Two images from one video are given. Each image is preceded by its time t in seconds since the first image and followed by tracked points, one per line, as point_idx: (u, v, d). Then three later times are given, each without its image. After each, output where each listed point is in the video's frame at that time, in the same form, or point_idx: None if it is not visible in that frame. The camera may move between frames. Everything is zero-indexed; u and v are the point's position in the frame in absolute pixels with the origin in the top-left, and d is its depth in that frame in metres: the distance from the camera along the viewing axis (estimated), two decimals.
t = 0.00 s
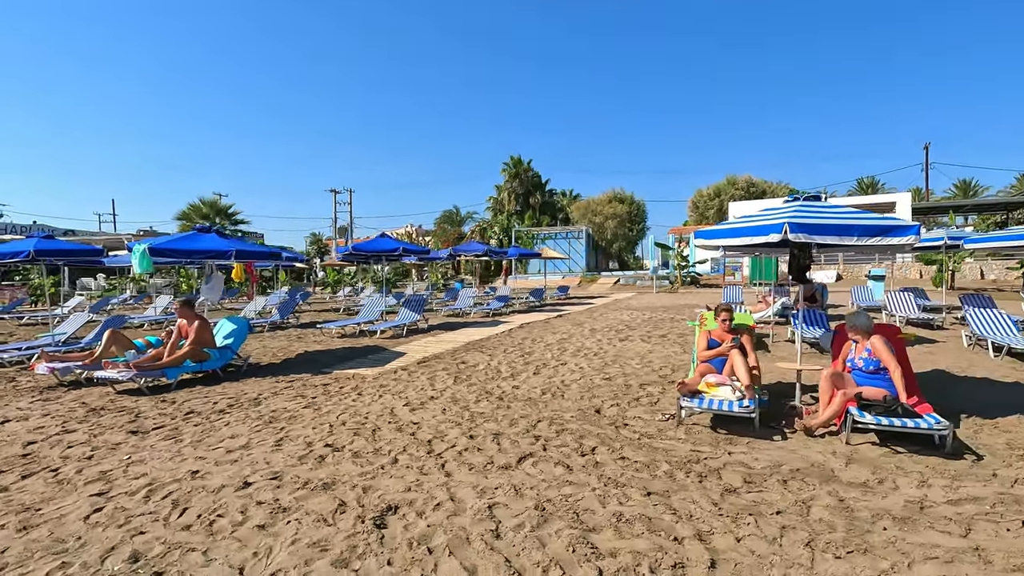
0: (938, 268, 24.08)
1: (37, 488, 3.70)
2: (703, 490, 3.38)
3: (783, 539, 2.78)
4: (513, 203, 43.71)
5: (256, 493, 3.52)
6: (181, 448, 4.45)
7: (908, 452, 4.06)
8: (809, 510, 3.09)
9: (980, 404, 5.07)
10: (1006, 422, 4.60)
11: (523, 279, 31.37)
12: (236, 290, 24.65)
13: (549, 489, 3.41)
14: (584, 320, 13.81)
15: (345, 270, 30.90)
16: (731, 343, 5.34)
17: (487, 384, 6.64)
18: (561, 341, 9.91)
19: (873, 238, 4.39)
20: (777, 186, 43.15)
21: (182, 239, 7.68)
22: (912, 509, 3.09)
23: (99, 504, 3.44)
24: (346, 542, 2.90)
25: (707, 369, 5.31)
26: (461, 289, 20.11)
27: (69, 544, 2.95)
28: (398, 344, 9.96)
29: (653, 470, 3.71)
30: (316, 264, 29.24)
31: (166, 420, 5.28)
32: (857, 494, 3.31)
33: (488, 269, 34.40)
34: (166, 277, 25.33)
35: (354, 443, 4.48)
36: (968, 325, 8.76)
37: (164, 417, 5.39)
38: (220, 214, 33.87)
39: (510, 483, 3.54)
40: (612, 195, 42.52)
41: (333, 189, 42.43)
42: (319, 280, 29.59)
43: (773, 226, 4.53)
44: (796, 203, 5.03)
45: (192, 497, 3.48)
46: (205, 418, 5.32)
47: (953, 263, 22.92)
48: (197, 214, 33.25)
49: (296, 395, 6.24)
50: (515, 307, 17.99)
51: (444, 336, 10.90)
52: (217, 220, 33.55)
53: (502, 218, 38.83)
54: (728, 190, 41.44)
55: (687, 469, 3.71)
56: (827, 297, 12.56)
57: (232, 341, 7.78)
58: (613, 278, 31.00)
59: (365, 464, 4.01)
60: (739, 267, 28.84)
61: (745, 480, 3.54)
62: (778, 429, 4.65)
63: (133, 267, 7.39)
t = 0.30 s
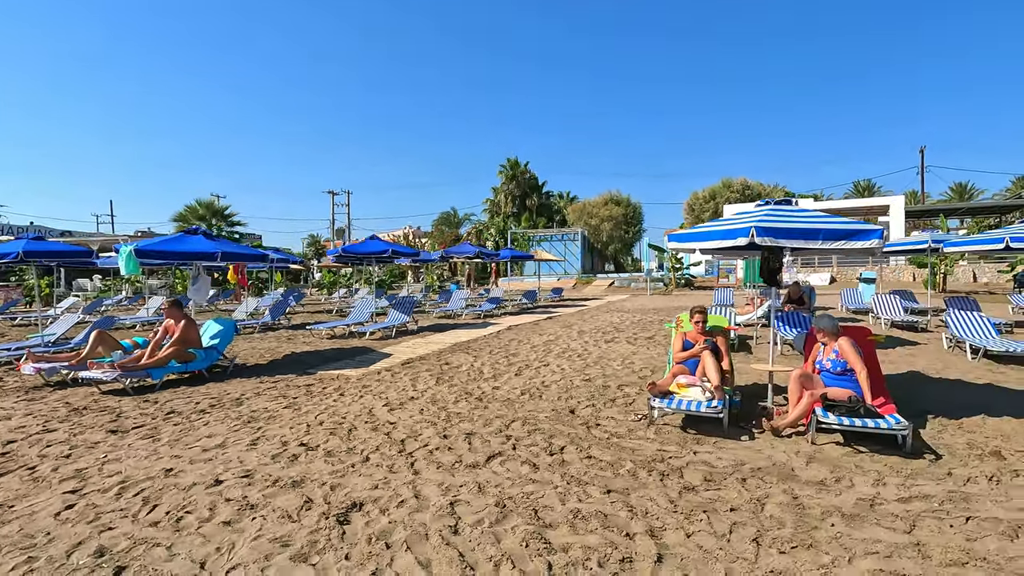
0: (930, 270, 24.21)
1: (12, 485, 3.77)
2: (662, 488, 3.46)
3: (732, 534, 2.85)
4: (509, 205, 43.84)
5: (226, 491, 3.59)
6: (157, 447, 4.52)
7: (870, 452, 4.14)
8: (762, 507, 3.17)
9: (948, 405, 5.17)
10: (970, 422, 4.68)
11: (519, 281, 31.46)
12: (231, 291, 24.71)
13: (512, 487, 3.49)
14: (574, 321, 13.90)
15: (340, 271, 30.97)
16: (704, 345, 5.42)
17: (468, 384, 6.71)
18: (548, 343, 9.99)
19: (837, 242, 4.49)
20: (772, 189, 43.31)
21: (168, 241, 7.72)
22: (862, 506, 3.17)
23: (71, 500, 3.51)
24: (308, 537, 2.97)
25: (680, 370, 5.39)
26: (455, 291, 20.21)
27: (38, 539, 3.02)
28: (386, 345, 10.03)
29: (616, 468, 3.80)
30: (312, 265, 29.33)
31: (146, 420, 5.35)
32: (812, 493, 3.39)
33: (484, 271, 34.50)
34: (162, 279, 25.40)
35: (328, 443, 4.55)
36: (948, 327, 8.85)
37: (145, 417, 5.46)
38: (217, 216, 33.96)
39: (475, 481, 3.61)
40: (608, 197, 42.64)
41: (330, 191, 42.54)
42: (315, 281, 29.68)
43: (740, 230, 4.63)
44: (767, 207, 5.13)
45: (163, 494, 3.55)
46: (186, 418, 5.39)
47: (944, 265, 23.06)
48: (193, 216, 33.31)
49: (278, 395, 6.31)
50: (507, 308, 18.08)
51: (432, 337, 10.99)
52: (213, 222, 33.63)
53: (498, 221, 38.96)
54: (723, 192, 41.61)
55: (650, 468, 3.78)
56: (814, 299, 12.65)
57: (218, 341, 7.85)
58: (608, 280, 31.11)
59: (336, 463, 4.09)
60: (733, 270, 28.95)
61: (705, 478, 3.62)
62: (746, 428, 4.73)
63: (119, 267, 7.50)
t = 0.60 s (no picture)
0: (926, 271, 24.20)
1: None
2: (618, 484, 3.48)
3: (677, 530, 2.88)
4: (508, 205, 43.89)
5: (186, 486, 3.62)
6: (127, 444, 4.55)
7: (832, 449, 4.16)
8: (713, 503, 3.19)
9: (919, 403, 5.18)
10: (936, 421, 4.70)
11: (516, 281, 31.49)
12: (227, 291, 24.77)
13: (469, 483, 3.52)
14: (564, 321, 13.94)
15: (338, 271, 31.03)
16: (677, 344, 5.43)
17: (446, 383, 6.74)
18: (533, 342, 10.01)
19: (801, 241, 4.52)
20: (770, 189, 43.29)
21: (150, 239, 7.78)
22: (812, 502, 3.19)
23: (33, 495, 3.54)
24: (259, 531, 3.00)
25: (653, 369, 5.40)
26: (448, 291, 20.26)
27: None
28: (372, 344, 10.06)
29: (576, 465, 3.82)
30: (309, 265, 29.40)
31: (121, 417, 5.38)
32: (765, 489, 3.42)
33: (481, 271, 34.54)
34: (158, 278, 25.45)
35: (297, 439, 4.58)
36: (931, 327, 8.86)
37: (121, 414, 5.49)
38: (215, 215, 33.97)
39: (434, 477, 3.64)
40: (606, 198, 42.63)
41: (328, 191, 42.59)
42: (312, 280, 29.74)
43: (708, 228, 4.67)
44: (738, 204, 5.16)
45: (123, 490, 3.58)
46: (160, 415, 5.42)
47: (939, 266, 23.04)
48: (191, 215, 33.31)
49: (256, 393, 6.34)
50: (500, 308, 18.12)
51: (420, 336, 11.03)
52: (211, 222, 33.65)
53: (496, 221, 39.01)
54: (721, 193, 41.62)
55: (609, 465, 3.81)
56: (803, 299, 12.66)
57: (200, 340, 7.88)
58: (604, 280, 31.11)
59: (300, 459, 4.12)
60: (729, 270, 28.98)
61: (662, 475, 3.65)
62: (714, 426, 4.75)
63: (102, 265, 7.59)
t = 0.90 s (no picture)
0: (919, 273, 24.24)
1: None
2: (570, 486, 3.52)
3: (619, 531, 2.92)
4: (505, 207, 43.96)
5: (146, 489, 3.66)
6: (96, 446, 4.60)
7: (790, 451, 4.20)
8: (660, 506, 3.23)
9: (886, 406, 5.22)
10: (899, 424, 4.74)
11: (511, 283, 31.56)
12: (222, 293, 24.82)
13: (424, 486, 3.57)
14: (553, 323, 13.98)
15: (334, 273, 31.09)
16: (647, 348, 5.46)
17: (423, 385, 6.78)
18: (517, 344, 10.05)
19: (765, 245, 4.51)
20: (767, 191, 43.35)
21: (132, 243, 7.84)
22: (759, 504, 3.23)
23: None
24: (209, 533, 3.04)
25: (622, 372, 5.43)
26: (441, 293, 20.33)
27: None
28: (357, 346, 10.10)
29: (533, 468, 3.86)
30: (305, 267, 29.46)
31: (95, 420, 5.42)
32: (715, 491, 3.46)
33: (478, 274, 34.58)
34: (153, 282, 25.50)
35: (264, 442, 4.62)
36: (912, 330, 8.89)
37: (95, 417, 5.53)
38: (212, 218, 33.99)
39: (391, 480, 3.68)
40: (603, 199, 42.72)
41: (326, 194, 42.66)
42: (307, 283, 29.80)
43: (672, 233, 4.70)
44: (707, 209, 5.18)
45: (83, 493, 3.62)
46: (134, 418, 5.46)
47: (933, 268, 23.07)
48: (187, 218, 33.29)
49: (233, 396, 6.38)
50: (492, 310, 18.17)
51: (406, 338, 11.08)
52: (208, 224, 33.66)
53: (493, 223, 39.08)
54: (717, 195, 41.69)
55: (566, 468, 3.84)
56: (790, 302, 12.69)
57: (182, 342, 7.94)
58: (600, 282, 31.16)
59: (264, 461, 4.16)
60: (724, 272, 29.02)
61: (617, 477, 3.69)
62: (678, 429, 4.78)
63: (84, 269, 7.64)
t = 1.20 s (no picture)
0: (917, 273, 24.20)
1: None
2: (529, 480, 3.60)
3: (567, 522, 2.99)
4: (505, 208, 44.06)
5: (118, 481, 3.76)
6: (76, 441, 4.70)
7: (752, 447, 4.26)
8: (613, 498, 3.30)
9: (855, 404, 5.28)
10: (865, 420, 4.79)
11: (510, 284, 31.64)
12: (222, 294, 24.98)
13: (387, 478, 3.65)
14: (546, 323, 14.06)
15: (333, 274, 31.22)
16: (621, 346, 5.55)
17: (405, 383, 6.86)
18: (505, 344, 10.12)
19: (731, 244, 4.57)
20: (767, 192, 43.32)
21: (121, 243, 7.96)
22: (710, 496, 3.30)
23: None
24: (172, 522, 3.13)
25: (596, 369, 5.52)
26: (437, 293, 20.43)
27: None
28: (348, 345, 10.20)
29: (496, 462, 3.94)
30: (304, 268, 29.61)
31: (78, 416, 5.52)
32: (670, 484, 3.53)
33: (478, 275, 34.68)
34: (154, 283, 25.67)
35: (240, 437, 4.72)
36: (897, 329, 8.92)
37: (78, 414, 5.64)
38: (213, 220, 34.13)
39: (355, 473, 3.77)
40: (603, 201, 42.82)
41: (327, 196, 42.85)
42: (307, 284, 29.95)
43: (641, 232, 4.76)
44: (679, 209, 5.24)
45: (57, 485, 3.72)
46: (117, 414, 5.57)
47: (930, 268, 23.04)
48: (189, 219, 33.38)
49: (217, 394, 6.48)
50: (487, 311, 18.25)
51: (396, 338, 11.18)
52: (209, 226, 33.80)
53: (493, 225, 39.20)
54: (717, 196, 41.71)
55: (529, 462, 3.93)
56: (781, 302, 12.72)
57: (171, 341, 8.05)
58: (598, 283, 31.22)
59: (236, 455, 4.25)
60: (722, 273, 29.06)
61: (576, 470, 3.77)
62: (647, 425, 4.84)
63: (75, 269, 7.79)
